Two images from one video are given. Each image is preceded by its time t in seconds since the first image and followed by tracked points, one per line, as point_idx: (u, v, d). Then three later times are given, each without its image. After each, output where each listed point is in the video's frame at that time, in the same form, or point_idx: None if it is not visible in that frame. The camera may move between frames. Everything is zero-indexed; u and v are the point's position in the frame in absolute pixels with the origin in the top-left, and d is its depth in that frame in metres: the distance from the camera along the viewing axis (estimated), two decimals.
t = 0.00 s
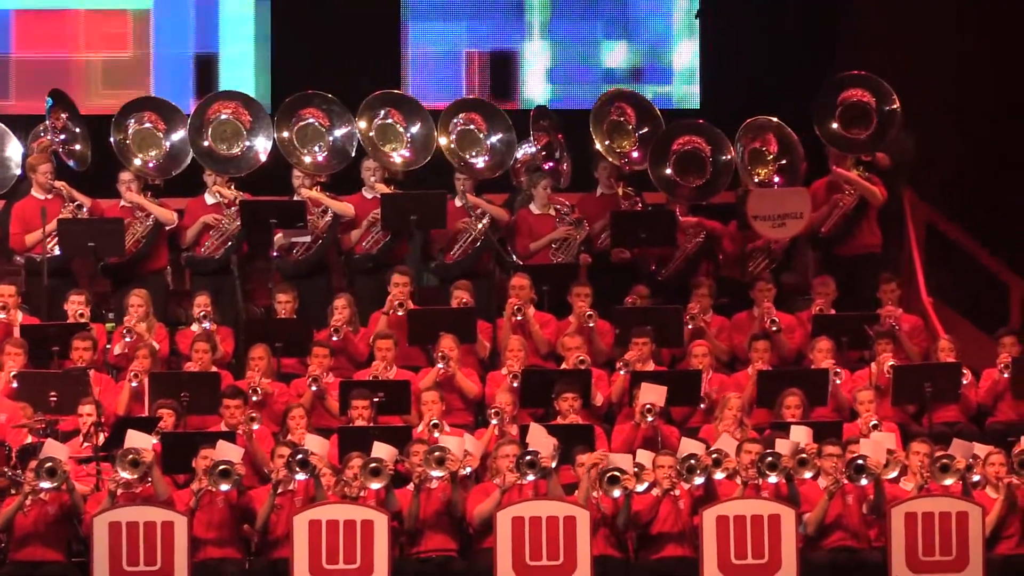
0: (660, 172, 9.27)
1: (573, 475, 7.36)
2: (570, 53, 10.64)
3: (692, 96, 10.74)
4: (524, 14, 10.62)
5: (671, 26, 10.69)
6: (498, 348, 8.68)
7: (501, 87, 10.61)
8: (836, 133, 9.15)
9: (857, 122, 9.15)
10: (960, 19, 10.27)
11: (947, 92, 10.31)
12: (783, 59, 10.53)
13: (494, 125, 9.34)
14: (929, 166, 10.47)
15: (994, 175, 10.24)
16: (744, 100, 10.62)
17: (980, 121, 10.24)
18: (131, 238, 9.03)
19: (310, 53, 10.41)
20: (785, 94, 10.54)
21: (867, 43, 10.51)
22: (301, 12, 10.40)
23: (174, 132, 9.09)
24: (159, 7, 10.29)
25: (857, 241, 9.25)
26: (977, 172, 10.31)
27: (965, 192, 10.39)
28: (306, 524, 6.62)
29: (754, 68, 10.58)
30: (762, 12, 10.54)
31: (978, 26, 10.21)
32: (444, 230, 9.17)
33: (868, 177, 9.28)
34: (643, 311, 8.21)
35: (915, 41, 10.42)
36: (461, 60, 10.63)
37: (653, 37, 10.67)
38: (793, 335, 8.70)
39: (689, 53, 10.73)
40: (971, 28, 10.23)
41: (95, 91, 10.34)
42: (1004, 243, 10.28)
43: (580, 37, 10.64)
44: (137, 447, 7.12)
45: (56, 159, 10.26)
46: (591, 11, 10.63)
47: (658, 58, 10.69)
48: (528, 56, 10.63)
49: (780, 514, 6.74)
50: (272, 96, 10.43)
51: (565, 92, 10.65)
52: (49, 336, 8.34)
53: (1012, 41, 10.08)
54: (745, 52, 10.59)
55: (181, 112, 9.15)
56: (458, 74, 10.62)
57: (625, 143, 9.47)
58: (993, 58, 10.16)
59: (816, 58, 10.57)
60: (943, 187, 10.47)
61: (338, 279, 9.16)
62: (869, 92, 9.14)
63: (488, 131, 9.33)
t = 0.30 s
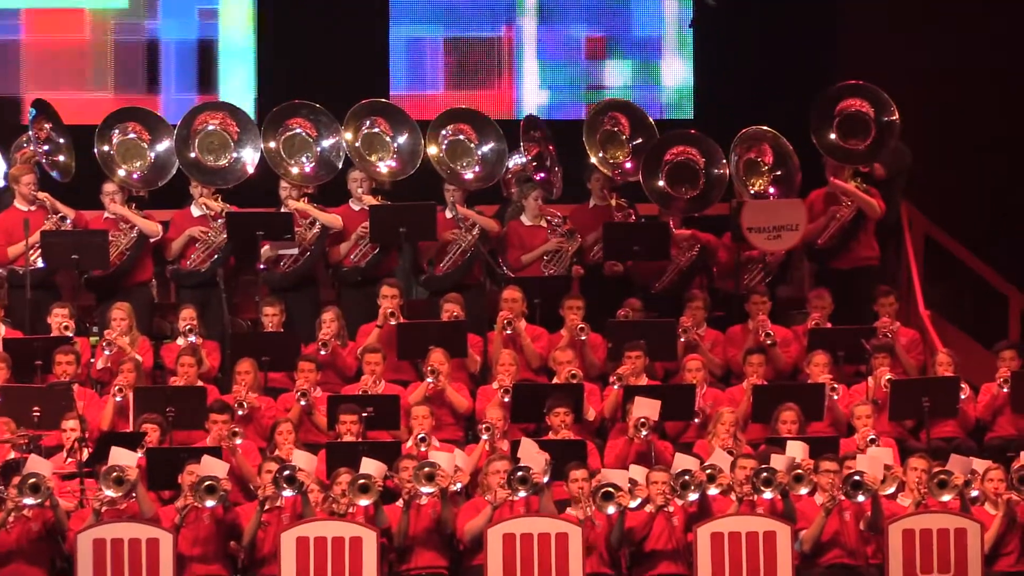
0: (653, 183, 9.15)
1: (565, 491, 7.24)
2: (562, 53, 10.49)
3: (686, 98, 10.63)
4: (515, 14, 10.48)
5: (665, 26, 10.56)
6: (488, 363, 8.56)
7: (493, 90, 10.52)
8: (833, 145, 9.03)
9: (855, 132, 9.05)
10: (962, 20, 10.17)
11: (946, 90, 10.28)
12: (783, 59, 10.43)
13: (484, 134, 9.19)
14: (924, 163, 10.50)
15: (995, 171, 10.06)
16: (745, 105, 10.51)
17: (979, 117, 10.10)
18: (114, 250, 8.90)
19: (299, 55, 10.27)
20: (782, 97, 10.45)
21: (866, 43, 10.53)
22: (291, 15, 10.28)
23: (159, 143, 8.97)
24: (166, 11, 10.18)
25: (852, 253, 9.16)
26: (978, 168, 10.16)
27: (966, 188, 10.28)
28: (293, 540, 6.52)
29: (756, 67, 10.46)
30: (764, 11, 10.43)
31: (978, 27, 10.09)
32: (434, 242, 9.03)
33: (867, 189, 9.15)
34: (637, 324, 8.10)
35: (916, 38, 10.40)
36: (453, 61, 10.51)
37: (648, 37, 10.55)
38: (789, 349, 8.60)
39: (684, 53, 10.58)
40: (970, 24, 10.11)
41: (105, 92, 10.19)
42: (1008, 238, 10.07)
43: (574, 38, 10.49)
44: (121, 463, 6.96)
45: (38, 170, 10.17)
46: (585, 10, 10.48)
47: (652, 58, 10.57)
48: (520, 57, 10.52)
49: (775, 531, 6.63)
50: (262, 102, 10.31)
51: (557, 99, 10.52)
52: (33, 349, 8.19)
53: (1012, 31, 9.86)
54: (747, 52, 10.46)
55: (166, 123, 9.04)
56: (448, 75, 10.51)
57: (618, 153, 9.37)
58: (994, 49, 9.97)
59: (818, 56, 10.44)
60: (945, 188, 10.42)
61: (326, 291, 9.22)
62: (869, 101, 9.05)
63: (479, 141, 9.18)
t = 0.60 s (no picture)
0: (651, 188, 9.06)
1: (559, 500, 7.12)
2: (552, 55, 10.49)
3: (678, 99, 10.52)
4: (508, 10, 10.48)
5: (658, 27, 10.51)
6: (480, 369, 8.44)
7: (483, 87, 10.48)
8: (827, 150, 8.94)
9: (849, 137, 8.94)
10: (963, 21, 9.87)
11: (945, 90, 10.01)
12: (781, 59, 10.37)
13: (475, 138, 9.09)
14: (923, 163, 10.27)
15: (994, 172, 9.75)
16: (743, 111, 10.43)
17: (979, 116, 9.81)
18: (99, 256, 8.75)
19: (290, 58, 10.17)
20: (781, 98, 10.38)
21: (866, 44, 10.39)
22: (288, 15, 10.16)
23: (145, 146, 8.84)
24: (177, 4, 10.08)
25: (850, 257, 9.06)
26: (977, 168, 9.87)
27: (965, 188, 9.99)
28: (282, 549, 6.46)
29: (754, 69, 10.39)
30: (761, 13, 10.35)
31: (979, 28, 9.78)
32: (425, 248, 8.91)
33: (864, 192, 9.05)
34: (631, 330, 7.99)
35: (915, 39, 10.18)
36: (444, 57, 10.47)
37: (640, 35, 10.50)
38: (786, 355, 8.49)
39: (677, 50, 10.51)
40: (971, 25, 9.82)
41: (114, 82, 10.05)
42: (1008, 239, 9.76)
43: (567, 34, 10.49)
44: (107, 472, 6.84)
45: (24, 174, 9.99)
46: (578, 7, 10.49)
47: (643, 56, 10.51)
48: (510, 58, 10.49)
49: (772, 540, 6.51)
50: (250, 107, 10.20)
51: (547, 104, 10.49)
52: (17, 356, 8.05)
53: (1012, 30, 9.54)
54: (746, 53, 10.40)
55: (152, 125, 8.91)
56: (441, 70, 10.46)
57: (613, 156, 9.26)
58: (994, 49, 9.67)
59: (817, 56, 10.37)
60: (945, 188, 10.15)
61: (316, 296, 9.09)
62: (863, 106, 8.95)
63: (469, 144, 9.08)
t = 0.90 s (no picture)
0: (643, 192, 8.97)
1: (548, 509, 7.00)
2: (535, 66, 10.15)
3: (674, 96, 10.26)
4: (488, 22, 10.10)
5: (645, 37, 10.15)
6: (469, 376, 8.31)
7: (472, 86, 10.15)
8: (819, 147, 8.84)
9: (842, 136, 8.85)
10: (961, 22, 10.05)
11: (945, 90, 10.12)
12: (770, 59, 10.24)
13: (459, 141, 8.96)
14: (922, 163, 10.22)
15: (994, 171, 10.03)
16: (736, 113, 10.27)
17: (979, 116, 10.04)
18: (81, 260, 8.60)
19: (278, 49, 9.97)
20: (781, 99, 10.24)
21: (866, 44, 10.23)
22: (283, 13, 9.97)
23: (128, 148, 8.71)
24: None
25: (845, 262, 8.96)
26: (978, 168, 10.09)
27: (965, 188, 10.17)
28: (267, 559, 6.33)
29: (739, 69, 10.25)
30: (750, 13, 10.22)
31: (978, 28, 10.00)
32: (411, 252, 8.73)
33: (857, 192, 8.95)
34: (622, 335, 7.86)
35: (915, 39, 10.17)
36: (427, 59, 10.13)
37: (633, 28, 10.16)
38: (780, 362, 8.39)
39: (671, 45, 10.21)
40: (971, 25, 10.02)
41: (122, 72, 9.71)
42: (1008, 239, 10.06)
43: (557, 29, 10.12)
44: (90, 480, 6.71)
45: (5, 178, 9.80)
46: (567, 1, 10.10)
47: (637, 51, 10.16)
48: (491, 69, 10.14)
49: (766, 549, 6.40)
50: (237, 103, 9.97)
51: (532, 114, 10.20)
52: None
53: (1012, 31, 9.89)
54: (734, 53, 10.25)
55: (135, 128, 8.78)
56: (421, 82, 10.14)
57: (603, 159, 9.13)
58: (994, 49, 9.96)
59: (812, 55, 10.24)
60: (944, 189, 10.23)
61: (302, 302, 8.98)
62: (854, 105, 8.86)
63: (453, 147, 8.94)
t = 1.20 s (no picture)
0: (620, 199, 8.82)
1: (523, 520, 6.88)
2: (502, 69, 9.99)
3: (646, 106, 10.06)
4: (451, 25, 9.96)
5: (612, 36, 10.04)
6: (442, 385, 8.19)
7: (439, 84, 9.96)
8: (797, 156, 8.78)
9: (820, 142, 8.77)
10: (961, 22, 10.01)
11: (945, 90, 10.09)
12: (756, 60, 10.10)
13: (427, 146, 8.74)
14: (922, 165, 10.18)
15: (994, 171, 10.09)
16: (723, 116, 10.13)
17: (979, 117, 10.05)
18: (48, 268, 8.45)
19: (278, 50, 9.78)
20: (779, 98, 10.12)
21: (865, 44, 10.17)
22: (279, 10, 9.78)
23: (95, 154, 8.55)
24: None
25: (826, 271, 8.86)
26: (978, 168, 10.12)
27: (965, 188, 10.16)
28: (236, 572, 6.19)
29: (727, 71, 10.10)
30: (748, 15, 10.08)
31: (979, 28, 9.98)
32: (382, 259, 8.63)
33: (837, 201, 8.84)
34: (599, 343, 7.74)
35: (915, 40, 10.09)
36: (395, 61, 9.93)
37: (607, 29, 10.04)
38: (758, 371, 8.28)
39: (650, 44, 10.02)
40: (971, 25, 9.99)
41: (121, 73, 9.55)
42: (1008, 239, 10.13)
43: (535, 29, 9.95)
44: (57, 491, 6.55)
45: None
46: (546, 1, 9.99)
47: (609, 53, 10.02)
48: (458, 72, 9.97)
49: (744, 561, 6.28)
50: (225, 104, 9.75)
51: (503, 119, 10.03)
52: None
53: (1012, 30, 9.92)
54: (718, 54, 10.10)
55: (102, 133, 8.61)
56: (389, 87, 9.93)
57: (578, 165, 9.00)
58: (994, 49, 9.97)
59: (792, 52, 10.12)
60: (944, 189, 10.21)
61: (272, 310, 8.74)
62: (834, 110, 8.76)
63: (421, 152, 8.72)
